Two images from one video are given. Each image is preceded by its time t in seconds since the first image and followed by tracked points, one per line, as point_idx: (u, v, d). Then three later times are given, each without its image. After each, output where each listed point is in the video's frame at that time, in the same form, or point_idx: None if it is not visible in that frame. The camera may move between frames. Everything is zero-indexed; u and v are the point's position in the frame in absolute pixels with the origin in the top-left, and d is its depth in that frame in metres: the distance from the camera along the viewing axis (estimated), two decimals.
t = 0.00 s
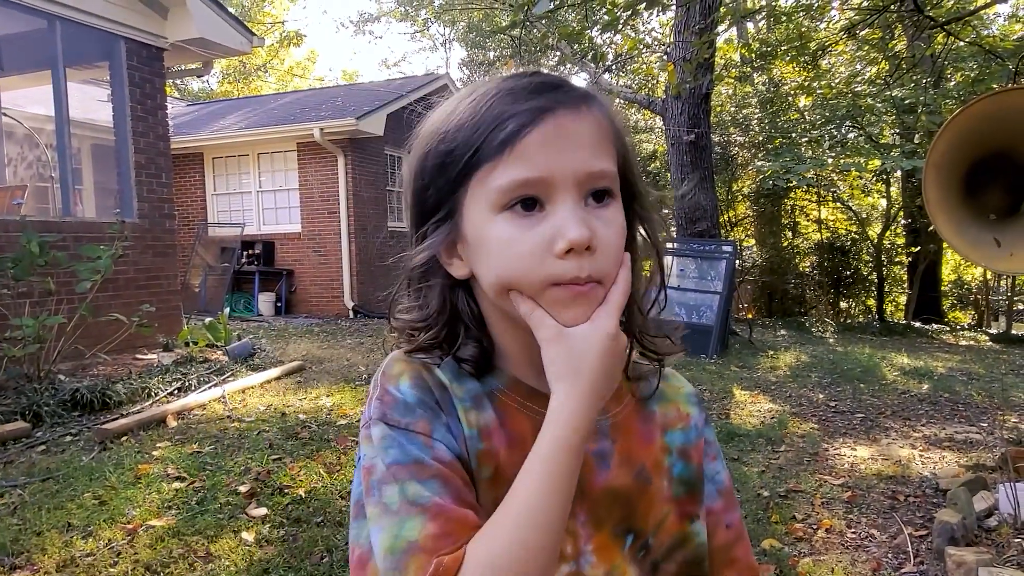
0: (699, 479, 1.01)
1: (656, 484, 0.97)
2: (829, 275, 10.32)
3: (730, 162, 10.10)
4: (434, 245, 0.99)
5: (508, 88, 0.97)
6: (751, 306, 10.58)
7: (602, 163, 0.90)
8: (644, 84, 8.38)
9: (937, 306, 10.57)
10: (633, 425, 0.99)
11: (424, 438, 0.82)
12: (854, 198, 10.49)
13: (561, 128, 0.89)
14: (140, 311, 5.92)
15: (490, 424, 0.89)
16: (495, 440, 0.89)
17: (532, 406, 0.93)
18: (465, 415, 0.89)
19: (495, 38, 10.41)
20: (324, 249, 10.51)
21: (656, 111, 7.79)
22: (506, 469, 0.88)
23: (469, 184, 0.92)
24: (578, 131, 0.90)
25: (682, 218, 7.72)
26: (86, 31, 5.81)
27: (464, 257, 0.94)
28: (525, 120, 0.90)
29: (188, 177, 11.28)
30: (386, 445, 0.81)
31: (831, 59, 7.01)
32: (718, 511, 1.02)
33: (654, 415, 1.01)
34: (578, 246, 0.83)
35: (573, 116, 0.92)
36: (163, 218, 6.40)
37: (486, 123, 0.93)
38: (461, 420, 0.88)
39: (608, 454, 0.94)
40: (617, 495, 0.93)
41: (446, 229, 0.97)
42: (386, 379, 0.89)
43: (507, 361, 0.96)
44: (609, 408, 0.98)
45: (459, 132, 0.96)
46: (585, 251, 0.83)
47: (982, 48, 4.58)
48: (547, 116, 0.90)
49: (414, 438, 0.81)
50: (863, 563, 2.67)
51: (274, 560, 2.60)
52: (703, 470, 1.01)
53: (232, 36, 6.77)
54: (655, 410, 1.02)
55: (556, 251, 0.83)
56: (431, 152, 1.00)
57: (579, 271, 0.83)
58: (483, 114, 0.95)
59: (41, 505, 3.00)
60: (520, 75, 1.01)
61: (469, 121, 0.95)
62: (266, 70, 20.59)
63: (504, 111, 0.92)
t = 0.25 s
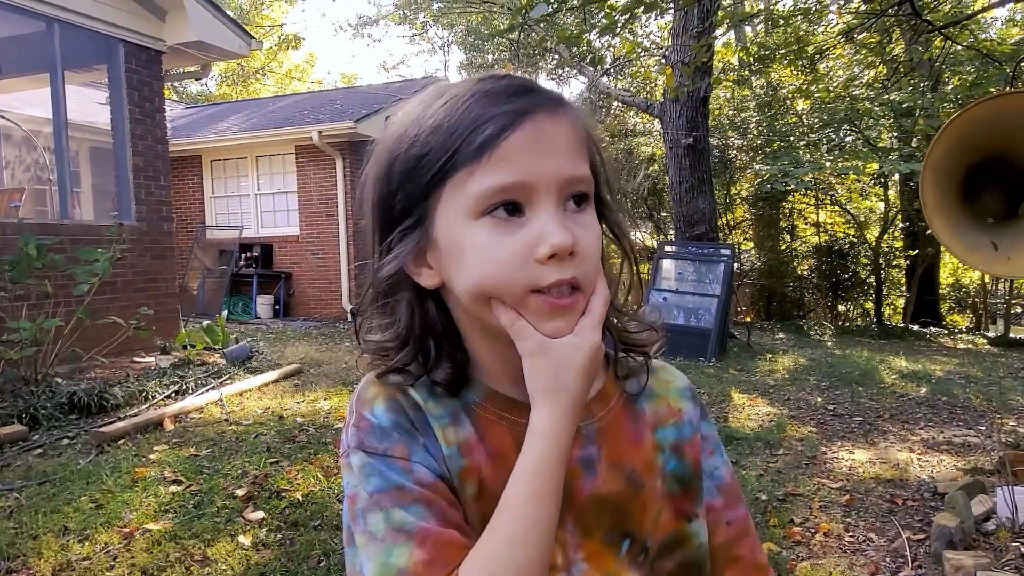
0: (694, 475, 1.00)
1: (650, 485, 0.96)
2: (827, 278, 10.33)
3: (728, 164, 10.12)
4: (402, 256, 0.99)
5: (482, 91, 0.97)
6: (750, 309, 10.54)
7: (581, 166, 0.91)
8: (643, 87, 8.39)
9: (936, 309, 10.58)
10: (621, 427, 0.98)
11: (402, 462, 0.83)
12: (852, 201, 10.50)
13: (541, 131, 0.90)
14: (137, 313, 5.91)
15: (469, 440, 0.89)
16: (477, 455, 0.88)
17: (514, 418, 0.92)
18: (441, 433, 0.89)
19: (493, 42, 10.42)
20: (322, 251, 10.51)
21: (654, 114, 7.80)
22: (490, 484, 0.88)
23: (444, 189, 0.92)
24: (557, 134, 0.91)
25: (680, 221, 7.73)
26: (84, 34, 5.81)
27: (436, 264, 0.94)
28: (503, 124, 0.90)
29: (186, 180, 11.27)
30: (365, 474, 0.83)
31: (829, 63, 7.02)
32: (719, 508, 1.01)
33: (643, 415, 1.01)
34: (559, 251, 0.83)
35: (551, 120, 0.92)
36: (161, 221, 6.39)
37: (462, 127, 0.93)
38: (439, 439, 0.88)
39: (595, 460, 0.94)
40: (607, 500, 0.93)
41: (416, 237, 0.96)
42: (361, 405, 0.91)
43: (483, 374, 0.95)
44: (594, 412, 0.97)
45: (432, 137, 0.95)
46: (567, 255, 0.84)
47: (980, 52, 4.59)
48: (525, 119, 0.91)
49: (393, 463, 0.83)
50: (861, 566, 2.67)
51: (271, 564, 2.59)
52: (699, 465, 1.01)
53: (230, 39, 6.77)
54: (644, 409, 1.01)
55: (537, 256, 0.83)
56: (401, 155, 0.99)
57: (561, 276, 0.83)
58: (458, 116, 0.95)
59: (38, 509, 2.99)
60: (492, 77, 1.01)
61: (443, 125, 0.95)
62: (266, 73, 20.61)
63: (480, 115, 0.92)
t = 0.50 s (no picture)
0: (658, 484, 1.04)
1: (620, 498, 0.99)
2: (827, 279, 10.33)
3: (727, 166, 10.11)
4: (353, 245, 0.95)
5: (456, 76, 0.97)
6: (749, 310, 10.49)
7: (554, 162, 0.92)
8: (642, 88, 8.40)
9: (935, 310, 10.58)
10: (588, 441, 1.00)
11: (371, 504, 0.80)
12: (851, 202, 10.51)
13: (519, 118, 0.91)
14: (136, 314, 5.90)
15: (437, 468, 0.87)
16: (447, 485, 0.86)
17: (480, 440, 0.91)
18: (407, 464, 0.86)
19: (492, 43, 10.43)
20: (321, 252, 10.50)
21: (654, 115, 7.80)
22: (464, 513, 0.87)
23: (412, 172, 0.90)
24: (534, 125, 0.92)
25: (679, 222, 7.73)
26: (83, 34, 5.81)
27: (393, 254, 0.92)
28: (481, 109, 0.90)
29: (184, 180, 11.26)
30: (329, 521, 0.79)
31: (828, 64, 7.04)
32: (678, 518, 1.07)
33: (608, 427, 1.03)
34: (534, 246, 0.83)
35: (529, 111, 0.93)
36: (160, 221, 6.38)
37: (437, 109, 0.92)
38: (405, 472, 0.85)
39: (568, 478, 0.94)
40: (582, 519, 0.94)
41: (372, 223, 0.94)
42: (312, 440, 0.86)
43: (442, 393, 0.94)
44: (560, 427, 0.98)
45: (402, 118, 0.94)
46: (541, 251, 0.84)
47: (979, 54, 4.59)
48: (502, 107, 0.91)
49: (362, 508, 0.80)
50: (861, 568, 2.67)
51: (268, 566, 2.58)
52: (661, 475, 1.05)
53: (229, 40, 6.78)
54: (607, 420, 1.04)
55: (511, 250, 0.83)
56: (366, 135, 0.97)
57: (535, 273, 0.84)
58: (431, 99, 0.94)
59: (36, 510, 2.99)
60: (465, 64, 1.02)
61: (415, 105, 0.94)
62: (265, 73, 20.60)
63: (457, 100, 0.92)
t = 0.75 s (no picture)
0: (631, 488, 1.07)
1: (597, 502, 1.00)
2: (826, 280, 10.33)
3: (727, 166, 10.11)
4: (342, 242, 0.94)
5: (459, 71, 0.96)
6: (748, 310, 10.52)
7: (553, 168, 0.94)
8: (642, 88, 8.40)
9: (935, 310, 10.58)
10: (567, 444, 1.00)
11: (346, 522, 0.80)
12: (851, 202, 10.51)
13: (527, 121, 0.92)
14: (136, 314, 5.90)
15: (416, 479, 0.87)
16: (426, 497, 0.86)
17: (460, 445, 0.91)
18: (384, 474, 0.86)
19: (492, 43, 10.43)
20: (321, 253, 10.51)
21: (654, 115, 7.80)
22: (445, 524, 0.87)
23: (414, 168, 0.89)
24: (537, 130, 0.93)
25: (679, 222, 7.73)
26: (83, 34, 5.81)
27: (385, 253, 0.91)
28: (491, 109, 0.90)
29: (184, 180, 11.25)
30: (300, 540, 0.78)
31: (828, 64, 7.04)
32: (645, 522, 1.09)
33: (585, 429, 1.04)
34: (539, 253, 0.84)
35: (534, 114, 0.94)
36: (159, 221, 6.37)
37: (444, 106, 0.91)
38: (382, 484, 0.85)
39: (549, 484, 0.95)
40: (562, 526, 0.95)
41: (367, 218, 0.92)
42: (283, 451, 0.84)
43: (422, 399, 0.95)
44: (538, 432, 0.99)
45: (405, 112, 0.93)
46: (543, 258, 0.85)
47: (980, 54, 4.59)
48: (510, 109, 0.91)
49: (337, 525, 0.79)
50: (862, 568, 2.66)
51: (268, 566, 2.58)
52: (633, 478, 1.07)
53: (228, 40, 6.77)
54: (584, 422, 1.05)
55: (517, 257, 0.83)
56: (364, 127, 0.95)
57: (537, 281, 0.85)
58: (436, 95, 0.93)
59: (36, 510, 2.98)
60: (465, 60, 1.01)
61: (419, 99, 0.93)
62: (264, 73, 20.58)
63: (463, 98, 0.92)
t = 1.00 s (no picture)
0: (637, 485, 1.07)
1: (606, 500, 1.01)
2: (826, 280, 10.33)
3: (726, 166, 10.12)
4: (359, 256, 0.94)
5: (475, 86, 0.96)
6: (748, 311, 10.53)
7: (568, 181, 0.94)
8: (641, 89, 8.41)
9: (935, 311, 10.58)
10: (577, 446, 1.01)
11: (375, 536, 0.80)
12: (850, 203, 10.52)
13: (544, 138, 0.92)
14: (135, 314, 5.90)
15: (438, 489, 0.88)
16: (448, 506, 0.87)
17: (478, 452, 0.92)
18: (408, 485, 0.86)
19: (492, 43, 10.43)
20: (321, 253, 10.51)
21: (653, 116, 7.80)
22: (467, 533, 0.88)
23: (433, 184, 0.88)
24: (554, 145, 0.93)
25: (679, 223, 7.73)
26: (83, 34, 5.80)
27: (403, 268, 0.91)
28: (509, 127, 0.90)
29: (183, 180, 11.24)
30: (329, 556, 0.78)
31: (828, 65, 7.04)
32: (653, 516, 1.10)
33: (592, 429, 1.05)
34: (556, 270, 0.85)
35: (550, 130, 0.95)
36: (159, 221, 6.37)
37: (463, 122, 0.91)
38: (406, 495, 0.86)
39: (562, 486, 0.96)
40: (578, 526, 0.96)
41: (384, 233, 0.92)
42: (308, 466, 0.84)
43: (439, 407, 0.95)
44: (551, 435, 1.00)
45: (423, 128, 0.92)
46: (560, 275, 0.86)
47: (980, 54, 4.59)
48: (527, 125, 0.91)
49: (366, 540, 0.80)
50: (861, 569, 2.66)
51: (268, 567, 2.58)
52: (639, 476, 1.08)
53: (228, 40, 6.77)
54: (592, 422, 1.05)
55: (535, 274, 0.84)
56: (380, 142, 0.94)
57: (553, 297, 0.86)
58: (453, 110, 0.92)
59: (35, 510, 2.98)
60: (480, 70, 1.01)
61: (437, 114, 0.92)
62: (264, 73, 20.59)
63: (483, 114, 0.91)
